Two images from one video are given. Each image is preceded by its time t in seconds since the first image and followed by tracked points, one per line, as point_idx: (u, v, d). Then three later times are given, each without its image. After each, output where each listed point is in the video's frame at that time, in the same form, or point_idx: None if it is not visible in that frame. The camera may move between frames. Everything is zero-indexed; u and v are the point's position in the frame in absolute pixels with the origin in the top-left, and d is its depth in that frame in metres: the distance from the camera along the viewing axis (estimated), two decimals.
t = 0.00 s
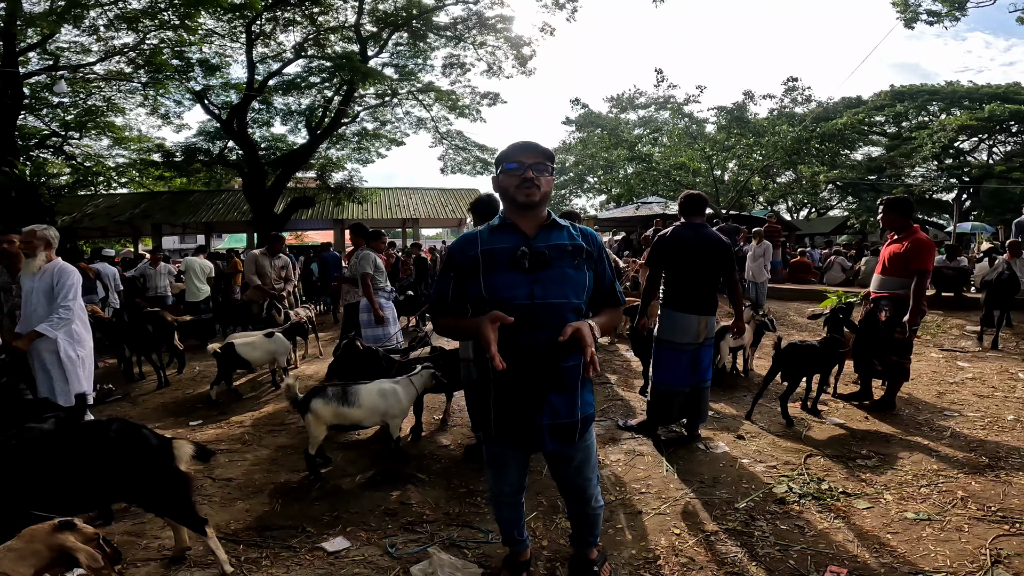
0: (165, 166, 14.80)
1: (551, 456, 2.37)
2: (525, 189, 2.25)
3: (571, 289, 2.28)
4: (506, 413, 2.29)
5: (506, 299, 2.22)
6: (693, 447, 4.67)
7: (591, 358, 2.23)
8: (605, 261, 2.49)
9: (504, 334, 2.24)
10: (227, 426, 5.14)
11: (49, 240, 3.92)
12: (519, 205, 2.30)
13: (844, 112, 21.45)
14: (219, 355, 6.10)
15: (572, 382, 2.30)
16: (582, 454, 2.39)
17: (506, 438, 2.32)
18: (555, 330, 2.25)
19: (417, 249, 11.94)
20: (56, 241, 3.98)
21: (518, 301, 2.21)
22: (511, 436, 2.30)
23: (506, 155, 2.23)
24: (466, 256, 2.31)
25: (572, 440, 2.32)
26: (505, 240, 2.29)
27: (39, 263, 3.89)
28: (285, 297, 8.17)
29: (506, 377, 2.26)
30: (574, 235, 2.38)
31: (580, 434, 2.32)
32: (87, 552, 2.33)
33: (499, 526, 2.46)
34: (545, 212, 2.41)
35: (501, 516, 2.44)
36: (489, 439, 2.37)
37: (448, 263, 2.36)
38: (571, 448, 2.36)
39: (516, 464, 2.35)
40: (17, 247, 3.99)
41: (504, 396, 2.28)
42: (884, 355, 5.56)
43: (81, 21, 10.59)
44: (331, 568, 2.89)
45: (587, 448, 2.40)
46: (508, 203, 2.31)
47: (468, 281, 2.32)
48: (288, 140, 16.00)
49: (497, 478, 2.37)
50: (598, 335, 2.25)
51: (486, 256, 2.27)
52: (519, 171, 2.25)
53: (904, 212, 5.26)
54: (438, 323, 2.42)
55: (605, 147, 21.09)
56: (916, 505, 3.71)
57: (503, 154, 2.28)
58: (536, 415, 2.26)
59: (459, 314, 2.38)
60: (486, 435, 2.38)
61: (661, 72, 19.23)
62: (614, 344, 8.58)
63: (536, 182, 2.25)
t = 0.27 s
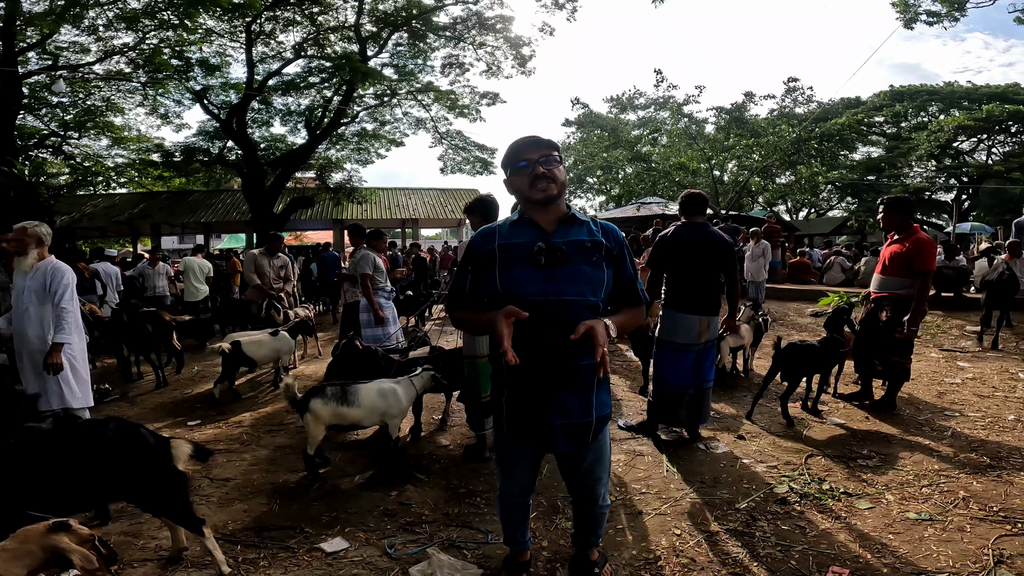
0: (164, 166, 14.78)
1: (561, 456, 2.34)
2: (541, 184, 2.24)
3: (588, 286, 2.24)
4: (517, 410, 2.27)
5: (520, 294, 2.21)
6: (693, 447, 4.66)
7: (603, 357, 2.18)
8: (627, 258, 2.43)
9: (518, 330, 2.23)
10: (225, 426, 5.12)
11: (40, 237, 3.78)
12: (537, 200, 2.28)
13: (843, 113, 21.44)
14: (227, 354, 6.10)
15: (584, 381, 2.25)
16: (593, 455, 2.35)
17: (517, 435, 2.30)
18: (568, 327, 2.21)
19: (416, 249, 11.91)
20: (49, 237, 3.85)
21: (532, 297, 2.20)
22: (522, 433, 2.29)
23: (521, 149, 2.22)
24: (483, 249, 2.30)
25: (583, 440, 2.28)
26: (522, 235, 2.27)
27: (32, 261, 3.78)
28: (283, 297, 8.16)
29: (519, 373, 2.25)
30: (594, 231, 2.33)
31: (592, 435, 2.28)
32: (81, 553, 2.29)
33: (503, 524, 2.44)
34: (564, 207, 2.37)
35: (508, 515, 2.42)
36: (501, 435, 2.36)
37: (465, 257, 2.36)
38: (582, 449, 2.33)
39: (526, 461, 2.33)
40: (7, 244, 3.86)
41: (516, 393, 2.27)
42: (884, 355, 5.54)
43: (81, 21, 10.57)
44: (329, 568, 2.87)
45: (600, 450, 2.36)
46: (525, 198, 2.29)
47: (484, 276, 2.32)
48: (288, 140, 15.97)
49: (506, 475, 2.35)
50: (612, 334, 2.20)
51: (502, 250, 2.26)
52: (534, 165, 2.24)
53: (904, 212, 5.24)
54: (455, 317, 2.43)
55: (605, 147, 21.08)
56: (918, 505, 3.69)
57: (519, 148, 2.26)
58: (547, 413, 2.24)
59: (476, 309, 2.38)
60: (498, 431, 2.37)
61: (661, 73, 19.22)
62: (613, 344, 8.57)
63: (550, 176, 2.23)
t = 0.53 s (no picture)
0: (163, 166, 14.75)
1: (567, 457, 2.32)
2: (551, 182, 2.21)
3: (596, 286, 2.20)
4: (522, 410, 2.26)
5: (527, 294, 2.20)
6: (693, 447, 4.64)
7: (608, 359, 2.14)
8: (640, 256, 2.39)
9: (524, 329, 2.22)
10: (223, 426, 5.10)
11: (26, 236, 3.70)
12: (545, 199, 2.26)
13: (842, 113, 21.44)
14: (230, 351, 6.08)
15: (590, 382, 2.23)
16: (599, 457, 2.32)
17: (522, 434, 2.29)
18: (575, 328, 2.18)
19: (416, 248, 11.88)
20: (35, 235, 3.76)
21: (539, 297, 2.19)
22: (527, 432, 2.28)
23: (530, 146, 2.20)
24: (493, 247, 2.31)
25: (589, 442, 2.26)
26: (531, 234, 2.26)
27: (16, 260, 3.68)
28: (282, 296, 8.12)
29: (524, 373, 2.24)
30: (606, 229, 2.30)
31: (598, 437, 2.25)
32: (73, 553, 2.28)
33: (505, 524, 2.43)
34: (576, 204, 2.35)
35: (510, 515, 2.40)
36: (507, 434, 2.36)
37: (476, 255, 2.37)
38: (586, 452, 2.30)
39: (531, 461, 2.32)
40: None
41: (521, 392, 2.26)
42: (885, 355, 5.54)
43: (79, 20, 10.54)
44: (326, 569, 2.85)
45: (606, 452, 2.34)
46: (535, 197, 2.28)
47: (493, 273, 2.32)
48: (287, 140, 15.94)
49: (510, 474, 2.34)
50: (619, 336, 2.15)
51: (511, 248, 2.25)
52: (542, 164, 2.22)
53: (904, 211, 5.22)
54: (465, 314, 2.43)
55: (604, 147, 21.06)
56: (919, 505, 3.67)
57: (530, 145, 2.25)
58: (551, 412, 2.22)
59: (487, 307, 2.39)
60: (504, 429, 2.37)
61: (660, 73, 19.19)
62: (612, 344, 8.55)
63: (560, 174, 2.21)
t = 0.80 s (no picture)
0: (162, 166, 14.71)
1: (571, 453, 2.30)
2: (557, 176, 2.20)
3: (603, 280, 2.19)
4: (527, 406, 2.25)
5: (533, 288, 2.19)
6: (692, 446, 4.62)
7: (614, 353, 2.13)
8: (647, 250, 2.39)
9: (529, 323, 2.21)
10: (220, 425, 5.07)
11: (4, 234, 3.71)
12: (551, 193, 2.25)
13: (841, 113, 21.43)
14: (230, 349, 6.07)
15: (595, 378, 2.21)
16: (603, 453, 2.31)
17: (526, 430, 2.28)
18: (580, 323, 2.17)
19: (415, 247, 11.86)
20: (13, 234, 3.76)
21: (544, 291, 2.17)
22: (531, 428, 2.26)
23: (536, 140, 2.18)
24: (498, 241, 2.30)
25: (593, 438, 2.24)
26: (537, 228, 2.25)
27: None
28: (281, 295, 8.10)
29: (529, 368, 2.23)
30: (612, 222, 2.29)
31: (602, 433, 2.23)
32: (64, 551, 2.26)
33: (507, 521, 2.41)
34: (582, 198, 2.34)
35: (513, 513, 2.38)
36: (511, 429, 2.34)
37: (480, 249, 2.35)
38: (590, 448, 2.29)
39: (534, 457, 2.30)
40: None
41: (526, 387, 2.24)
42: (883, 354, 5.52)
43: (78, 20, 10.50)
44: (322, 568, 2.83)
45: (610, 448, 2.32)
46: (540, 190, 2.27)
47: (497, 267, 2.30)
48: (287, 140, 15.90)
49: (514, 471, 2.33)
50: (624, 331, 2.14)
51: (515, 242, 2.24)
52: (548, 158, 2.21)
53: (904, 210, 5.20)
54: (469, 309, 2.42)
55: (603, 147, 21.03)
56: (919, 504, 3.66)
57: (535, 138, 2.23)
58: (554, 408, 2.21)
59: (490, 302, 2.37)
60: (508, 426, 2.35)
61: (660, 72, 19.15)
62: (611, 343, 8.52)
63: (566, 168, 2.20)
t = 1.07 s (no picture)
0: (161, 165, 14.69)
1: (570, 451, 2.29)
2: (559, 172, 2.19)
3: (604, 276, 2.18)
4: (527, 402, 2.24)
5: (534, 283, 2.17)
6: (690, 445, 4.62)
7: (615, 349, 2.12)
8: (648, 246, 2.38)
9: (531, 314, 2.19)
10: (217, 424, 5.05)
11: None
12: (553, 189, 2.24)
13: (841, 113, 21.42)
14: (229, 348, 6.06)
15: (595, 374, 2.20)
16: (602, 451, 2.30)
17: (525, 428, 2.27)
18: (582, 318, 2.15)
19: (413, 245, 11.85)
20: None
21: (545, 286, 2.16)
22: (531, 425, 2.25)
23: (539, 135, 2.18)
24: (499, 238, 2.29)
25: (592, 435, 2.23)
26: (539, 223, 2.25)
27: None
28: (280, 293, 8.08)
29: (529, 363, 2.21)
30: (614, 218, 2.29)
31: (602, 430, 2.22)
32: (54, 548, 2.28)
33: (505, 521, 2.39)
34: (584, 195, 2.33)
35: (511, 513, 2.37)
36: (509, 427, 2.33)
37: (481, 244, 2.35)
38: (589, 445, 2.27)
39: (533, 456, 2.29)
40: None
41: (526, 383, 2.23)
42: (882, 353, 5.49)
43: (77, 19, 10.47)
44: (318, 567, 2.82)
45: (609, 446, 2.31)
46: (542, 187, 2.26)
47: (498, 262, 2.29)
48: (286, 139, 15.85)
49: (512, 469, 2.31)
50: (624, 326, 2.13)
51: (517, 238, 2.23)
52: (551, 154, 2.20)
53: (904, 209, 5.19)
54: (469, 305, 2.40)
55: (602, 147, 21.02)
56: (918, 503, 3.64)
57: (538, 134, 2.23)
58: (554, 405, 2.20)
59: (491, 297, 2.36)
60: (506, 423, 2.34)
61: (660, 72, 19.15)
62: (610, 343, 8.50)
63: (568, 164, 2.19)
